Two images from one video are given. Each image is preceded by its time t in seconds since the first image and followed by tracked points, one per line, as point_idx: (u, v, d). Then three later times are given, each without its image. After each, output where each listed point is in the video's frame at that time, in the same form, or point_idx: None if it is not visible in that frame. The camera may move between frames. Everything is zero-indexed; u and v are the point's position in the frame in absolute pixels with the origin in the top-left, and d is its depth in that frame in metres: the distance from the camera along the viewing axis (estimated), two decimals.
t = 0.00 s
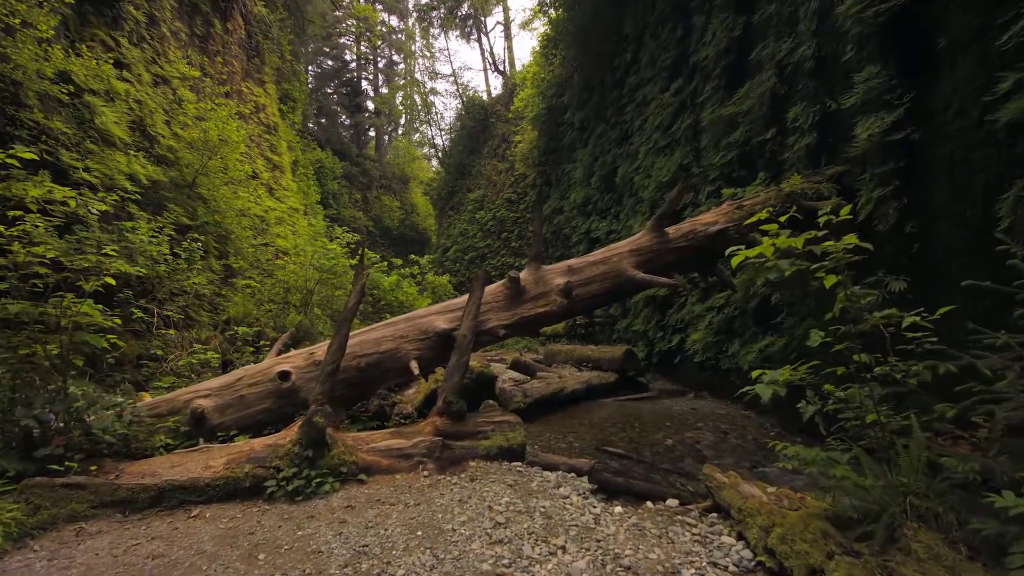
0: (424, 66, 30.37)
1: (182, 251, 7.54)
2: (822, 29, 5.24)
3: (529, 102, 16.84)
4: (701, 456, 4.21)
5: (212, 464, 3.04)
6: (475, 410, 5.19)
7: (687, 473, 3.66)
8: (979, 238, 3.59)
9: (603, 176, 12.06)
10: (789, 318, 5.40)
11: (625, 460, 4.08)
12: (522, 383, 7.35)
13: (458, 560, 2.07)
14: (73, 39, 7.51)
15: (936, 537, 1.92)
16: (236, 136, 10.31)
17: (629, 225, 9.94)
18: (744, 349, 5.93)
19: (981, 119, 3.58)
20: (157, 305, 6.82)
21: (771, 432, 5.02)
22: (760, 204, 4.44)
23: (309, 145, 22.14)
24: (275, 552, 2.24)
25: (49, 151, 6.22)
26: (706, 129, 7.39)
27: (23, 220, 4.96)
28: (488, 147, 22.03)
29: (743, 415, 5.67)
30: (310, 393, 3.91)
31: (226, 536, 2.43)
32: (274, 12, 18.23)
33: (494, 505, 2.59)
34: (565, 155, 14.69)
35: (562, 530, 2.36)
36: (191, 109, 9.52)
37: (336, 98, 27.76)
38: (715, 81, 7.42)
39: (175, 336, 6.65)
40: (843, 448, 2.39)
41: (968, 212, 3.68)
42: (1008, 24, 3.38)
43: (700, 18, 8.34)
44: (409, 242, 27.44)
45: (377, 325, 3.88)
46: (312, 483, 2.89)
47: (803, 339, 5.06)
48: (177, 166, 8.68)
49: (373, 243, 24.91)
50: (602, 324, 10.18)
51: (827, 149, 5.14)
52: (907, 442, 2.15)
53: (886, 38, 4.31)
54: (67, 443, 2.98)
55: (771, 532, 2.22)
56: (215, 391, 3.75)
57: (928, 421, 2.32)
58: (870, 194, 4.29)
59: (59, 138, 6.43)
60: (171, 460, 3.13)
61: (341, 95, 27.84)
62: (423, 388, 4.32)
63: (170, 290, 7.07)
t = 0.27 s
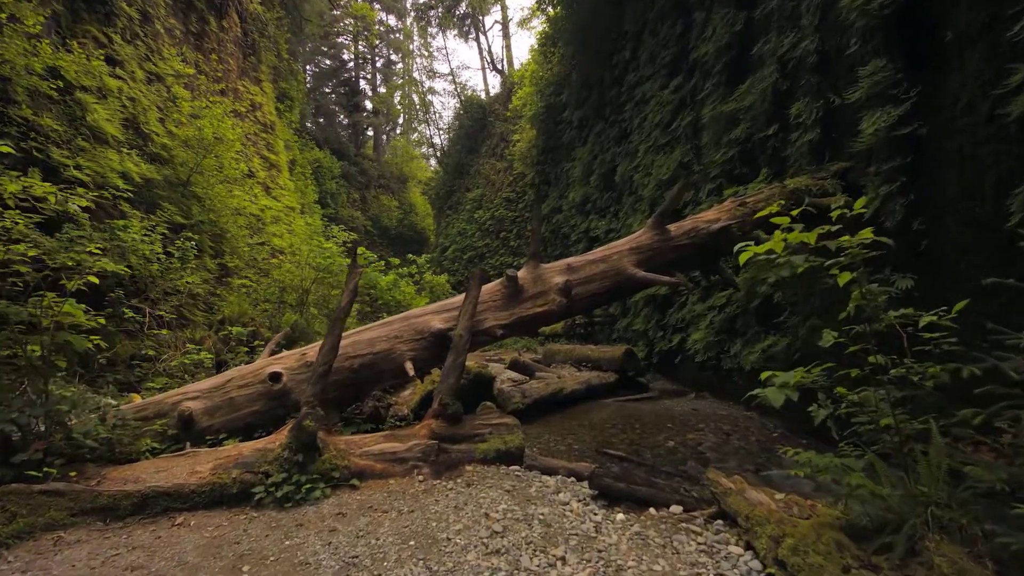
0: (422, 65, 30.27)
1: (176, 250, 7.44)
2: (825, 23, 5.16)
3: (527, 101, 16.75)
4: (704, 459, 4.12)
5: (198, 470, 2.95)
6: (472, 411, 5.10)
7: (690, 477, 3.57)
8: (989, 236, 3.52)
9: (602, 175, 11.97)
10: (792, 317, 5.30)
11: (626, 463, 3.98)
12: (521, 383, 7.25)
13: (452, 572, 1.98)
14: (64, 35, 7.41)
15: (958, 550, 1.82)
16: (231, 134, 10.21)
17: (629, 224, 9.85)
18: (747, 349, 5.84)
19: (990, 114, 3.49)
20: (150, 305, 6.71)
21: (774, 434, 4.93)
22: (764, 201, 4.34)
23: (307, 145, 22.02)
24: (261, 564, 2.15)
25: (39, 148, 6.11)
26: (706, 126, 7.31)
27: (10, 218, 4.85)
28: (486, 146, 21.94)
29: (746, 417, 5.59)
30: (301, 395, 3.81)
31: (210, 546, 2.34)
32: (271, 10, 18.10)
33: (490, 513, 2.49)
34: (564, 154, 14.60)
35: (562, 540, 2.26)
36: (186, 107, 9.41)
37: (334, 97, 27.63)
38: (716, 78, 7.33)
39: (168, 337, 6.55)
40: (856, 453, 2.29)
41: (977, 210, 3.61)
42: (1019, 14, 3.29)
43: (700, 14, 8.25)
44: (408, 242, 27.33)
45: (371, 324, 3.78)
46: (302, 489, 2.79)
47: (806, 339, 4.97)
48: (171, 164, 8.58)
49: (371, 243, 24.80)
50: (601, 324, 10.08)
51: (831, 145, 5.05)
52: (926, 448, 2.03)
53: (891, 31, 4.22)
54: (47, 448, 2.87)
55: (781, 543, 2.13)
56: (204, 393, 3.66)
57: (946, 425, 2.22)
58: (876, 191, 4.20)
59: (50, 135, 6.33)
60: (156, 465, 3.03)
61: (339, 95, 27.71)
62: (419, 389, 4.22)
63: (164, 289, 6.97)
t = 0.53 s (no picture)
0: (421, 65, 30.18)
1: (169, 249, 7.33)
2: (829, 18, 5.07)
3: (525, 100, 16.66)
4: (706, 462, 4.03)
5: (183, 476, 2.86)
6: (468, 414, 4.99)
7: (692, 481, 3.48)
8: (1000, 232, 3.41)
9: (601, 174, 11.89)
10: (795, 317, 5.21)
11: (627, 467, 3.89)
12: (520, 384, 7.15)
13: None
14: (56, 31, 7.30)
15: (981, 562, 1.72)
16: (226, 133, 10.10)
17: (628, 223, 9.75)
18: (749, 350, 5.75)
19: (1002, 108, 3.37)
20: (142, 305, 6.60)
21: (778, 436, 4.84)
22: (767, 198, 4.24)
23: (304, 144, 21.89)
24: None
25: (29, 145, 6.00)
26: (707, 124, 7.22)
27: None
28: (484, 146, 21.84)
29: (748, 418, 5.50)
30: (292, 398, 3.70)
31: (192, 558, 2.24)
32: (268, 8, 17.97)
33: (487, 521, 2.39)
34: (563, 153, 14.51)
35: (561, 551, 2.16)
36: (180, 104, 9.31)
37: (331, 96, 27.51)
38: (716, 75, 7.24)
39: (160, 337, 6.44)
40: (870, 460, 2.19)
41: (988, 205, 3.49)
42: None
43: (701, 11, 8.17)
44: (406, 242, 27.21)
45: (365, 324, 3.68)
46: (291, 496, 2.70)
47: (810, 339, 4.88)
48: (165, 163, 8.47)
49: (369, 243, 24.67)
50: (600, 324, 9.98)
51: (835, 142, 4.97)
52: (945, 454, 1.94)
53: (897, 25, 4.13)
54: (25, 454, 2.76)
55: (793, 555, 2.04)
56: (192, 396, 3.56)
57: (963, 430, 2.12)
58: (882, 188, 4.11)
59: (40, 133, 6.22)
60: (139, 471, 2.94)
61: (337, 94, 27.57)
62: (415, 392, 4.12)
63: (157, 289, 6.86)
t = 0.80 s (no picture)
0: (419, 65, 30.09)
1: (161, 248, 7.21)
2: (833, 13, 4.99)
3: (524, 99, 16.58)
4: (709, 467, 3.93)
5: (165, 484, 2.75)
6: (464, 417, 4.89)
7: (696, 486, 3.38)
8: (1013, 227, 3.33)
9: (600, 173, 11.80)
10: (798, 317, 5.12)
11: (628, 472, 3.78)
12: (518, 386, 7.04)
13: None
14: (46, 26, 7.19)
15: None
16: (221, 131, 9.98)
17: (628, 222, 9.66)
18: (751, 351, 5.66)
19: (1012, 102, 3.30)
20: (134, 305, 6.49)
21: (781, 439, 4.74)
22: (770, 196, 4.14)
23: (302, 144, 21.76)
24: None
25: (18, 142, 5.89)
26: (708, 122, 7.13)
27: None
28: (483, 146, 21.74)
29: (751, 421, 5.40)
30: (282, 401, 3.60)
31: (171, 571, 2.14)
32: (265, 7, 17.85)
33: (483, 531, 2.29)
34: (561, 152, 14.42)
35: (561, 563, 2.06)
36: (174, 102, 9.20)
37: (329, 96, 27.39)
38: (717, 72, 7.16)
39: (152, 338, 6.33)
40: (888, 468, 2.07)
41: (998, 200, 3.42)
42: None
43: (701, 8, 8.08)
44: (404, 242, 27.08)
45: (358, 325, 3.58)
46: (278, 505, 2.59)
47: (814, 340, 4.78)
48: (159, 161, 8.36)
49: (367, 244, 24.54)
50: (600, 324, 9.88)
51: (839, 139, 4.88)
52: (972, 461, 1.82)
53: (903, 19, 4.05)
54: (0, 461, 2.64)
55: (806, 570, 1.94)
56: (178, 399, 3.46)
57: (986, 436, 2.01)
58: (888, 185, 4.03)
59: (29, 129, 6.10)
60: (120, 478, 2.84)
61: (335, 94, 27.44)
62: (410, 395, 4.02)
63: (150, 289, 6.74)
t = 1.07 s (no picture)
0: (416, 65, 29.99)
1: (153, 247, 7.08)
2: (836, 9, 4.91)
3: (521, 99, 16.49)
4: (711, 471, 3.84)
5: (145, 493, 2.65)
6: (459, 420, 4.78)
7: (698, 492, 3.29)
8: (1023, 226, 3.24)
9: (598, 173, 11.72)
10: (799, 318, 5.03)
11: (628, 477, 3.68)
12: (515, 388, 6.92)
13: None
14: (36, 22, 7.07)
15: None
16: (214, 129, 9.86)
17: (626, 222, 9.56)
18: (752, 352, 5.57)
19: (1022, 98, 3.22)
20: (124, 306, 6.36)
21: (784, 442, 4.65)
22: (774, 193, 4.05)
23: (298, 144, 21.62)
24: None
25: (5, 139, 5.77)
26: (708, 120, 7.05)
27: None
28: (480, 146, 21.64)
29: (752, 424, 5.31)
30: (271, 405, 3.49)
31: None
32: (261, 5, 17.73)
33: (479, 542, 2.18)
34: (559, 152, 14.33)
35: None
36: (168, 100, 9.08)
37: (326, 96, 27.24)
38: (717, 70, 7.07)
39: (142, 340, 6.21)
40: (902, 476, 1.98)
41: (1008, 199, 3.34)
42: None
43: (701, 5, 8.00)
44: (401, 243, 26.94)
45: (351, 325, 3.47)
46: (264, 515, 2.49)
47: (816, 341, 4.69)
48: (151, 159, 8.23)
49: (364, 244, 24.39)
50: (598, 325, 9.78)
51: (842, 136, 4.80)
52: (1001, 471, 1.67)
53: (909, 13, 3.97)
54: None
55: None
56: (162, 404, 3.36)
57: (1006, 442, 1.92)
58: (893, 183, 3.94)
59: (17, 126, 5.98)
60: (99, 487, 2.73)
61: (332, 94, 27.28)
62: (405, 397, 3.91)
63: (141, 290, 6.61)
